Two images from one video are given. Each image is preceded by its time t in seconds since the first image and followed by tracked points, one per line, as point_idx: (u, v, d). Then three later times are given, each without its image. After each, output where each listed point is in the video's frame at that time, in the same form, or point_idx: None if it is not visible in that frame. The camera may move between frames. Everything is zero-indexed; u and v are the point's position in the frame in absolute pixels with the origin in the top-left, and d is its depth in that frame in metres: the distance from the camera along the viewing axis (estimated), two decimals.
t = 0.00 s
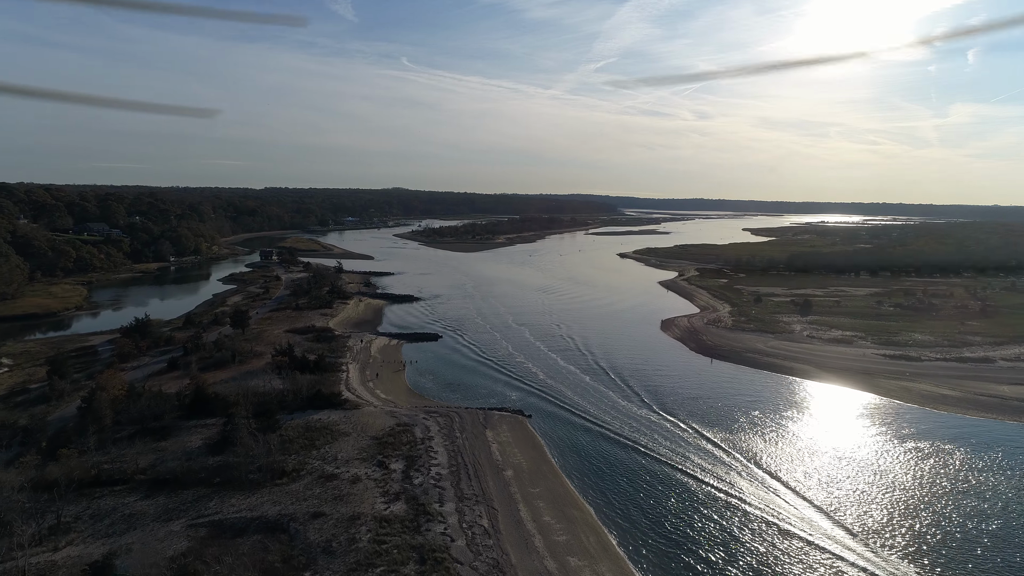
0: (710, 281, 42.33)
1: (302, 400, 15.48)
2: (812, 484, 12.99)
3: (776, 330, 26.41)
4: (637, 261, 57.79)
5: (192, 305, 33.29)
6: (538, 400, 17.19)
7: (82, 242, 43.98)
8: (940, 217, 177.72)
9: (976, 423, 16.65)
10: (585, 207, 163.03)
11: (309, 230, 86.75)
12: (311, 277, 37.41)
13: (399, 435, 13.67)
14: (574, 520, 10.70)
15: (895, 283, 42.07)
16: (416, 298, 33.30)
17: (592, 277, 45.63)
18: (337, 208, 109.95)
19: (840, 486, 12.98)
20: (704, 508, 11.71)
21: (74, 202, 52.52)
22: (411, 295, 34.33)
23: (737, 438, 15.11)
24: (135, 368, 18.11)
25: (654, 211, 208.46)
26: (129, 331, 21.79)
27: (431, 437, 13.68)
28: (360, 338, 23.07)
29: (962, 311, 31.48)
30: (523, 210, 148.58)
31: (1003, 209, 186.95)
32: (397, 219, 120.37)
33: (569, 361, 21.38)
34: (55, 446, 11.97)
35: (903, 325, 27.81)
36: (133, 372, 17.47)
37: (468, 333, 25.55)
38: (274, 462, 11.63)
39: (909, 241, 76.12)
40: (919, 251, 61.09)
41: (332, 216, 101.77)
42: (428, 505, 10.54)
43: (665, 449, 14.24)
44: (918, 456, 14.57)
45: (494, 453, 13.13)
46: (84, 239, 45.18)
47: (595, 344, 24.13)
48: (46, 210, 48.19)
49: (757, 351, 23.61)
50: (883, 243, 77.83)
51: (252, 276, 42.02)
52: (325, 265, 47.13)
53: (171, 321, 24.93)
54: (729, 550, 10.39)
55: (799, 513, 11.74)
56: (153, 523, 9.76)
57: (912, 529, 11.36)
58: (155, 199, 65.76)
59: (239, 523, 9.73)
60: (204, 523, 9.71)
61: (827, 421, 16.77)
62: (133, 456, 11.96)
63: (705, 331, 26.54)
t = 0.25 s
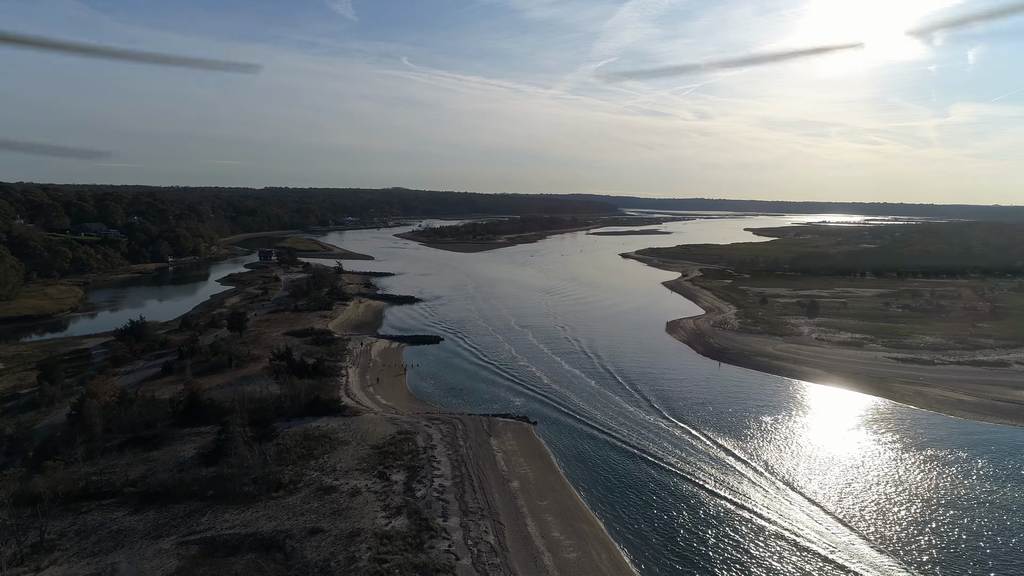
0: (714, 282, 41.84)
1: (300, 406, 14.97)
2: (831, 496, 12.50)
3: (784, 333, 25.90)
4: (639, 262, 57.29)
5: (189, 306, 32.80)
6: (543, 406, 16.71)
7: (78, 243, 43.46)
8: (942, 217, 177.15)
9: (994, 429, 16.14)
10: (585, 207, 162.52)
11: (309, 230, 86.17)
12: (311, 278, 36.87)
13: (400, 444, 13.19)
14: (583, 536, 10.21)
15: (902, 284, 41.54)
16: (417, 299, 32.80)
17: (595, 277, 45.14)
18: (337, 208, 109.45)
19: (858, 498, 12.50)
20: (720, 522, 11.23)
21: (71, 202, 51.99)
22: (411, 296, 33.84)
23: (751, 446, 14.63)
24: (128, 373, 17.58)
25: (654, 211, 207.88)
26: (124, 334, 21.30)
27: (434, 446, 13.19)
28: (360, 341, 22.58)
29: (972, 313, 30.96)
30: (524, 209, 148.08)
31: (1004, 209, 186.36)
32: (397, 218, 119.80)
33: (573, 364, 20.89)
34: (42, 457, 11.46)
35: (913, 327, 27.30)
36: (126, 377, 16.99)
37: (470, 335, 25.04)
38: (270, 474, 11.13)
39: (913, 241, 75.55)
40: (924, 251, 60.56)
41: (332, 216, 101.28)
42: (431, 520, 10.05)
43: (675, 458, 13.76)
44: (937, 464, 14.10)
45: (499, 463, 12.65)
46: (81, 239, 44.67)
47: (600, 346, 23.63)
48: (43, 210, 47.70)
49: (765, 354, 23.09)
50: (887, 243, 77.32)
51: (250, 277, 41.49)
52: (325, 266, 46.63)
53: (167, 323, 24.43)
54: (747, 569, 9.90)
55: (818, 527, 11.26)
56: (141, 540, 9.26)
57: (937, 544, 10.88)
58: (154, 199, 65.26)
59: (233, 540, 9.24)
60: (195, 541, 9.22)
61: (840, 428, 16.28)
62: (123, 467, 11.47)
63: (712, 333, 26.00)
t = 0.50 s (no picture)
0: (719, 283, 41.30)
1: (298, 413, 14.49)
2: (851, 509, 12.04)
3: (793, 335, 25.38)
4: (642, 262, 56.75)
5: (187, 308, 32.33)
6: (549, 412, 16.22)
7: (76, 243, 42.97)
8: (944, 217, 176.62)
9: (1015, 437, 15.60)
10: (587, 207, 162.01)
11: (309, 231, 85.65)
12: (310, 279, 36.35)
13: (402, 453, 12.68)
14: (594, 553, 9.73)
15: (909, 285, 40.97)
16: (418, 301, 32.29)
17: (598, 278, 44.63)
18: (338, 208, 108.96)
19: (878, 510, 12.02)
20: (736, 538, 10.75)
21: (69, 202, 51.51)
22: (412, 297, 33.32)
23: (764, 455, 14.18)
24: (122, 379, 17.10)
25: (656, 211, 207.20)
26: (118, 337, 20.83)
27: (436, 456, 12.71)
28: (360, 344, 22.08)
29: (983, 315, 30.39)
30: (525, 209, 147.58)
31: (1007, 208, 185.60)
32: (398, 218, 119.30)
33: (578, 368, 20.39)
34: (27, 469, 10.98)
35: (924, 329, 26.73)
36: (120, 383, 16.52)
37: (473, 338, 24.52)
38: (265, 487, 10.64)
39: (917, 241, 74.93)
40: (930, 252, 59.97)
41: (332, 216, 100.79)
42: (434, 536, 9.56)
43: (688, 468, 13.26)
44: (958, 475, 13.58)
45: (504, 474, 12.17)
46: (78, 240, 44.22)
47: (605, 349, 23.12)
48: (40, 210, 47.26)
49: (775, 357, 22.56)
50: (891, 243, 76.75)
51: (250, 278, 41.02)
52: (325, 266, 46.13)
53: (163, 325, 23.95)
54: None
55: (838, 543, 10.78)
56: (128, 559, 8.77)
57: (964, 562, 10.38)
58: (152, 199, 64.81)
59: (225, 559, 8.75)
60: (185, 560, 8.73)
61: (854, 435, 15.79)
62: (112, 480, 10.99)
63: (720, 336, 25.44)
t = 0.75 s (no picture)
0: (723, 284, 40.77)
1: (297, 420, 13.98)
2: (874, 524, 11.53)
3: (802, 338, 24.85)
4: (645, 263, 56.20)
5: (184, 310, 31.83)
6: (555, 418, 15.72)
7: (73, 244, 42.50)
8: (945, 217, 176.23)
9: None
10: (588, 207, 161.47)
11: (309, 231, 85.14)
12: (310, 280, 35.84)
13: (404, 464, 12.17)
14: (607, 572, 9.24)
15: (916, 286, 40.42)
16: (419, 302, 31.78)
17: (601, 279, 44.12)
18: (338, 208, 108.47)
19: (901, 524, 11.52)
20: (755, 556, 10.26)
21: (67, 202, 51.03)
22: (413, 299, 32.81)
23: (780, 465, 13.68)
24: (115, 384, 16.60)
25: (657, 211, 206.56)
26: (112, 340, 20.32)
27: (440, 466, 12.20)
28: (360, 347, 21.56)
29: (994, 317, 29.84)
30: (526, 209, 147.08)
31: (1009, 209, 184.96)
32: (398, 218, 118.81)
33: (584, 372, 19.86)
34: (11, 483, 10.49)
35: (936, 332, 26.19)
36: (112, 389, 16.03)
37: (475, 341, 24.00)
38: (261, 501, 10.13)
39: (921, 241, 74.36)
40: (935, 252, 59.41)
41: (332, 216, 100.29)
42: (439, 555, 9.04)
43: (701, 479, 12.77)
44: (981, 485, 13.06)
45: (510, 486, 11.67)
46: (75, 240, 43.74)
47: (610, 352, 22.59)
48: (37, 210, 46.78)
49: (785, 361, 22.04)
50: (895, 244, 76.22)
51: (248, 279, 40.53)
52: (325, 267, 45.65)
53: (159, 328, 23.45)
54: None
55: (862, 560, 10.29)
56: None
57: None
58: (150, 199, 64.32)
59: None
60: None
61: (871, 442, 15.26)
62: (100, 493, 10.49)
63: (727, 339, 24.93)
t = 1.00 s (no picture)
0: (727, 285, 40.27)
1: (294, 429, 13.49)
2: (899, 539, 11.02)
3: (810, 341, 24.37)
4: (647, 263, 55.72)
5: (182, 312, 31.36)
6: (562, 425, 15.24)
7: (70, 244, 42.02)
8: (947, 218, 175.58)
9: None
10: (588, 207, 160.99)
11: (309, 231, 84.65)
12: (309, 281, 35.35)
13: (406, 475, 11.67)
14: None
15: (923, 287, 39.89)
16: (420, 304, 31.30)
17: (604, 280, 43.65)
18: (338, 208, 108.03)
19: (926, 539, 11.01)
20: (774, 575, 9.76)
21: (64, 202, 50.54)
22: (414, 300, 32.34)
23: (797, 477, 13.15)
24: (107, 391, 16.10)
25: (657, 211, 206.39)
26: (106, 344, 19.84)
27: (443, 478, 11.71)
28: (360, 351, 21.08)
29: (1005, 319, 29.35)
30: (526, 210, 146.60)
31: (1010, 209, 184.63)
32: (399, 218, 118.31)
33: (589, 377, 19.37)
34: None
35: (947, 335, 25.68)
36: (104, 396, 15.56)
37: (478, 344, 23.48)
38: (255, 517, 9.65)
39: (925, 242, 73.86)
40: (940, 252, 58.89)
41: (332, 216, 99.84)
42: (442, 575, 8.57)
43: (715, 492, 12.27)
44: (1006, 498, 12.55)
45: (517, 500, 11.18)
46: (72, 241, 43.26)
47: (616, 356, 22.08)
48: (33, 211, 46.29)
49: (796, 365, 21.51)
50: (898, 244, 75.76)
51: (247, 280, 40.05)
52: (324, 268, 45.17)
53: (155, 331, 22.97)
54: None
55: None
56: None
57: None
58: (149, 199, 63.85)
59: None
60: None
61: (888, 451, 14.75)
62: (86, 508, 10.00)
63: (735, 342, 24.42)
